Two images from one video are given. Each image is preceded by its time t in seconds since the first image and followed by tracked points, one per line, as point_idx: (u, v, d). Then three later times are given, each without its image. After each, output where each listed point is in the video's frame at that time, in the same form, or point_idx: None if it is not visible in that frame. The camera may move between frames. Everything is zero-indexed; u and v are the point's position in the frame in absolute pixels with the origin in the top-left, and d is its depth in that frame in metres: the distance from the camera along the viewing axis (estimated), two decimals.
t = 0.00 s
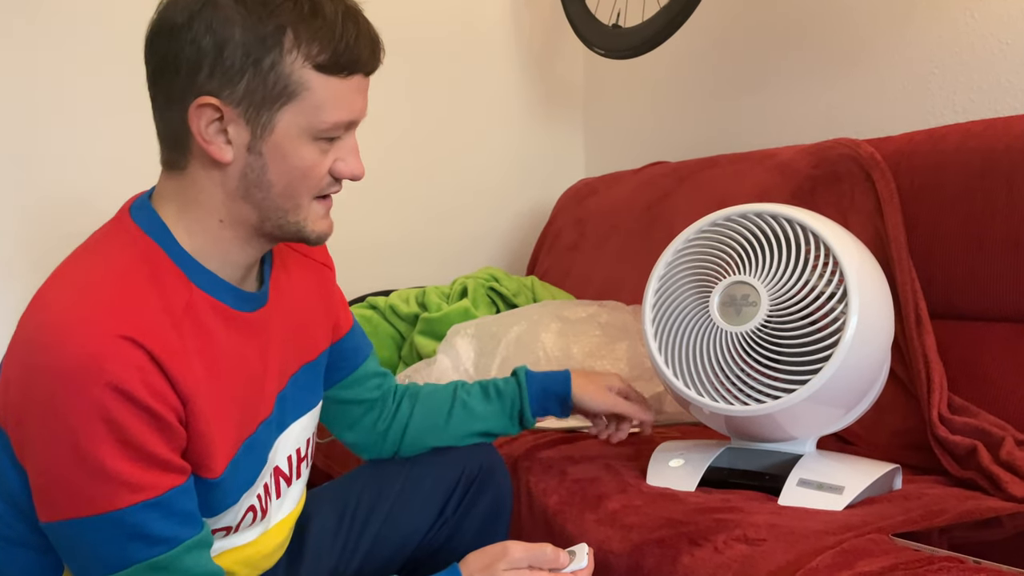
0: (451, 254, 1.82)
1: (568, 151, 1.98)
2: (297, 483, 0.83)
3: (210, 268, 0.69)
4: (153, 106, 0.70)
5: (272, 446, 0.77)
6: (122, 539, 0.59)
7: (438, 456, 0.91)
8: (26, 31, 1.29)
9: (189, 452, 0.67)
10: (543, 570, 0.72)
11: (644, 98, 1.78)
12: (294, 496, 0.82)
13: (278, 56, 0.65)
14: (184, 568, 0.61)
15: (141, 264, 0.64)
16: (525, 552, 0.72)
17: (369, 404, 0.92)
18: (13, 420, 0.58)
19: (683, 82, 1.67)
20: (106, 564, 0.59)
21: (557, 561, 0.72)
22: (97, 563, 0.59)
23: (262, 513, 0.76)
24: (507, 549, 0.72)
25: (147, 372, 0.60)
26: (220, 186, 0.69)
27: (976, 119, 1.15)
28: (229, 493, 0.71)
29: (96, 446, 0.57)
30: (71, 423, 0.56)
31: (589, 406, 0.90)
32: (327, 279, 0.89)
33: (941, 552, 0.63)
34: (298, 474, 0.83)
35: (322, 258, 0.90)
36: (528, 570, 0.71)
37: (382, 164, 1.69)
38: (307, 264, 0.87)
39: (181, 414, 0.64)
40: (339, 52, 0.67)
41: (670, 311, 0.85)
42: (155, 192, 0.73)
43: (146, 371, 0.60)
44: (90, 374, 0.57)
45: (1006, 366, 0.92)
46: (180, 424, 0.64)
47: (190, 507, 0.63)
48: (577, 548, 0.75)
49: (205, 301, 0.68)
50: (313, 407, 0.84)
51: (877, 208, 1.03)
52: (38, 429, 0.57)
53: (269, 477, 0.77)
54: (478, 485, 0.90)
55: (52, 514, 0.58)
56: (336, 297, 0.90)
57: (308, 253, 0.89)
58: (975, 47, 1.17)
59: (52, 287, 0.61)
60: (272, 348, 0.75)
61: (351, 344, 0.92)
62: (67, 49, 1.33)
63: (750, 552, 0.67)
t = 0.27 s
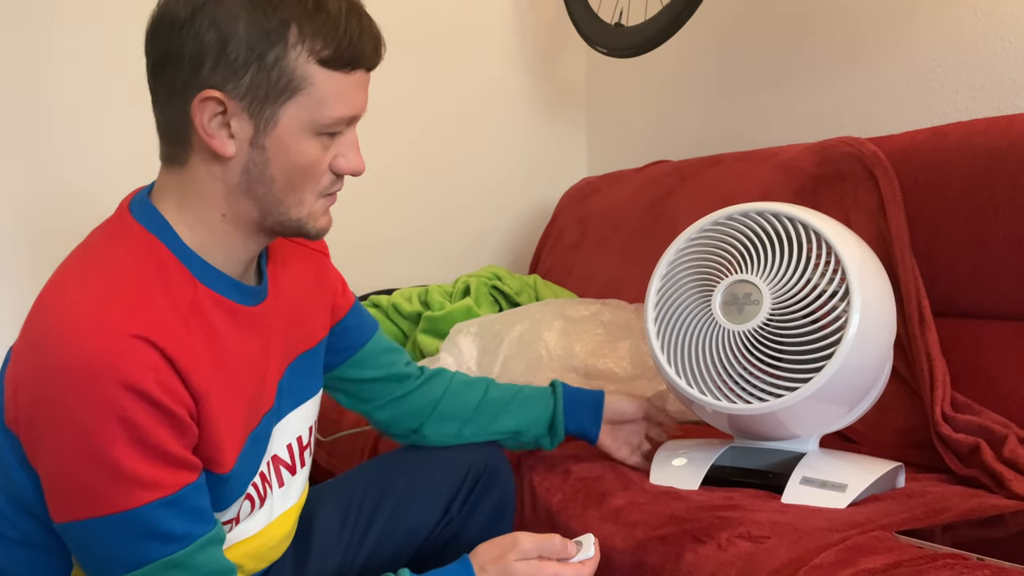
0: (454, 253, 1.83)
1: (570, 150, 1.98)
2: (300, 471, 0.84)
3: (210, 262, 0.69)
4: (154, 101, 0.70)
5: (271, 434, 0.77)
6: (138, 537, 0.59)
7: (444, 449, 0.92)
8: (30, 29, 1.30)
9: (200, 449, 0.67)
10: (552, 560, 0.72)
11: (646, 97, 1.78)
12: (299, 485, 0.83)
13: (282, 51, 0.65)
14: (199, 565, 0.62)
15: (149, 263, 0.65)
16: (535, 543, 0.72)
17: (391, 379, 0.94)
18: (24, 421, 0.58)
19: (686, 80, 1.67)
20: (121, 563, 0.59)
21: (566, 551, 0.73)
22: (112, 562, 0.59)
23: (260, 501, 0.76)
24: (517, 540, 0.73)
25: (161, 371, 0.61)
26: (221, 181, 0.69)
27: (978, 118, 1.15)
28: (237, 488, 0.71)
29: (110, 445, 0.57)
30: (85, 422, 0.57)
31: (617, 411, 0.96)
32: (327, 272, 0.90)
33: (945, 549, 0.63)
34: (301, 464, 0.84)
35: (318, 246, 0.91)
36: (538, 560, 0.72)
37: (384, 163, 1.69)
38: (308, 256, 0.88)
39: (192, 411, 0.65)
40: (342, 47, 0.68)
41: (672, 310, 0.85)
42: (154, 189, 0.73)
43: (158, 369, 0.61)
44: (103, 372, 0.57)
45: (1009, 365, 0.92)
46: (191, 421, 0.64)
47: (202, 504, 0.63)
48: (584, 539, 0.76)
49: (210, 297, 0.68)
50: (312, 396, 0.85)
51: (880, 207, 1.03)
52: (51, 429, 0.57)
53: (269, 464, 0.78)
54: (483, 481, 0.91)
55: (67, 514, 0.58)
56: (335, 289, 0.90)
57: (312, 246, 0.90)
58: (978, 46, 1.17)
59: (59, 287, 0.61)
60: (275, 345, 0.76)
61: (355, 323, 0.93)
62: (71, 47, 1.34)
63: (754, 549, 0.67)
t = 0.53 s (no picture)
0: (456, 252, 1.83)
1: (571, 150, 1.98)
2: (302, 471, 0.84)
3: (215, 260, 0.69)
4: (158, 96, 0.70)
5: (276, 434, 0.77)
6: (143, 533, 0.59)
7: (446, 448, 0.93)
8: (32, 29, 1.30)
9: (204, 445, 0.67)
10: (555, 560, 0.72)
11: (649, 96, 1.78)
12: (300, 486, 0.83)
13: (291, 52, 0.66)
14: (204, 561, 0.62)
15: (154, 260, 0.65)
16: (536, 543, 0.72)
17: (399, 375, 0.95)
18: (30, 416, 0.59)
19: (688, 80, 1.67)
20: (126, 559, 0.60)
21: (569, 551, 0.73)
22: (117, 559, 0.60)
23: (265, 500, 0.77)
24: (518, 540, 0.73)
25: (168, 367, 0.61)
26: (225, 178, 0.69)
27: (980, 117, 1.15)
28: (241, 484, 0.71)
29: (116, 441, 0.58)
30: (91, 418, 0.57)
31: (630, 418, 0.95)
32: (332, 271, 0.90)
33: (947, 547, 0.63)
34: (303, 464, 0.84)
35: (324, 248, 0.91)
36: (540, 560, 0.72)
37: (386, 162, 1.69)
38: (311, 255, 0.88)
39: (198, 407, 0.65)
40: (350, 51, 0.68)
41: (677, 308, 0.85)
42: (158, 184, 0.73)
43: (163, 365, 0.61)
44: (109, 368, 0.57)
45: (1012, 363, 0.92)
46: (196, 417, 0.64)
47: (207, 500, 0.64)
48: (585, 538, 0.76)
49: (214, 293, 0.68)
50: (316, 397, 0.85)
51: (882, 206, 1.03)
52: (57, 425, 0.57)
53: (274, 463, 0.78)
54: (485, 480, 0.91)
55: (72, 510, 0.58)
56: (340, 287, 0.91)
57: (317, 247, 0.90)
58: (980, 45, 1.16)
59: (65, 283, 0.61)
60: (279, 342, 0.76)
61: (362, 321, 0.94)
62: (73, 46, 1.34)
63: (757, 547, 0.67)
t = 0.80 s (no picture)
0: (458, 252, 1.83)
1: (573, 150, 1.98)
2: (306, 467, 0.84)
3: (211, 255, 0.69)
4: (151, 94, 0.70)
5: (282, 432, 0.78)
6: (139, 530, 0.60)
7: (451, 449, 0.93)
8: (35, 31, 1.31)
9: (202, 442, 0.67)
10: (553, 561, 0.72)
11: (650, 96, 1.78)
12: (304, 483, 0.84)
13: (282, 47, 0.66)
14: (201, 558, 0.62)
15: (154, 258, 0.65)
16: (535, 543, 0.73)
17: (405, 375, 0.95)
18: (28, 414, 0.59)
19: (690, 80, 1.67)
20: (124, 557, 0.60)
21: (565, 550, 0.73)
22: (115, 556, 0.60)
23: (272, 498, 0.77)
24: (514, 540, 0.74)
25: (165, 365, 0.61)
26: (218, 175, 0.69)
27: (982, 117, 1.15)
28: (239, 481, 0.71)
29: (113, 439, 0.58)
30: (89, 416, 0.57)
31: (630, 425, 0.95)
32: (338, 269, 0.90)
33: (949, 547, 0.63)
34: (307, 461, 0.84)
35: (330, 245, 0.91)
36: (538, 560, 0.72)
37: (388, 162, 1.70)
38: (316, 252, 0.88)
39: (197, 405, 0.65)
40: (340, 46, 0.68)
41: (682, 307, 0.85)
42: (152, 182, 0.73)
43: (161, 364, 0.61)
44: (106, 367, 0.58)
45: (1014, 363, 0.92)
46: (195, 415, 0.65)
47: (202, 498, 0.64)
48: (582, 537, 0.76)
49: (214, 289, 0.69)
50: (319, 395, 0.86)
51: (884, 205, 1.03)
52: (55, 423, 0.58)
53: (281, 461, 0.79)
54: (488, 481, 0.91)
55: (69, 507, 0.59)
56: (347, 286, 0.91)
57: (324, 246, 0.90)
58: (982, 45, 1.16)
59: (64, 281, 0.62)
60: (279, 341, 0.76)
61: (369, 320, 0.94)
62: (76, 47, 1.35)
63: (759, 547, 0.67)
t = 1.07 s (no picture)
0: (458, 254, 1.83)
1: (574, 151, 1.98)
2: (311, 467, 0.85)
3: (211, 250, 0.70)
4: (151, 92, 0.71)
5: (288, 430, 0.78)
6: (147, 533, 0.59)
7: (456, 450, 0.93)
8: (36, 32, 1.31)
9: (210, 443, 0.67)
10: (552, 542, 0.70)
11: (651, 97, 1.78)
12: (309, 483, 0.84)
13: (269, 41, 0.66)
14: (211, 561, 0.62)
15: (160, 259, 0.65)
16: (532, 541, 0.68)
17: (408, 376, 0.95)
18: (36, 416, 0.59)
19: (690, 81, 1.67)
20: (134, 560, 0.60)
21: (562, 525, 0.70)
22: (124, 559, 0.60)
23: (277, 497, 0.77)
24: (510, 509, 0.74)
25: (171, 366, 0.61)
26: (214, 172, 0.70)
27: (982, 118, 1.15)
28: (244, 481, 0.71)
29: (120, 441, 0.58)
30: (96, 418, 0.57)
31: (631, 429, 0.95)
32: (341, 268, 0.91)
33: (950, 548, 0.63)
34: (312, 461, 0.85)
35: (334, 245, 0.92)
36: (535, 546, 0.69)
37: (389, 163, 1.70)
38: (319, 252, 0.89)
39: (203, 406, 0.65)
40: (330, 40, 0.67)
41: (683, 308, 0.85)
42: (155, 180, 0.73)
43: (167, 365, 0.61)
44: (112, 369, 0.58)
45: (1014, 364, 0.92)
46: (201, 417, 0.65)
47: (211, 500, 0.64)
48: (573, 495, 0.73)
49: (219, 288, 0.69)
50: (324, 394, 0.85)
51: (884, 206, 1.03)
52: (64, 425, 0.58)
53: (286, 459, 0.79)
54: (492, 483, 0.92)
55: (79, 509, 0.59)
56: (350, 286, 0.91)
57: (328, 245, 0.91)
58: (982, 46, 1.17)
59: (70, 283, 0.62)
60: (286, 342, 0.76)
61: (372, 321, 0.95)
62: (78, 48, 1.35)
63: (759, 548, 0.67)
